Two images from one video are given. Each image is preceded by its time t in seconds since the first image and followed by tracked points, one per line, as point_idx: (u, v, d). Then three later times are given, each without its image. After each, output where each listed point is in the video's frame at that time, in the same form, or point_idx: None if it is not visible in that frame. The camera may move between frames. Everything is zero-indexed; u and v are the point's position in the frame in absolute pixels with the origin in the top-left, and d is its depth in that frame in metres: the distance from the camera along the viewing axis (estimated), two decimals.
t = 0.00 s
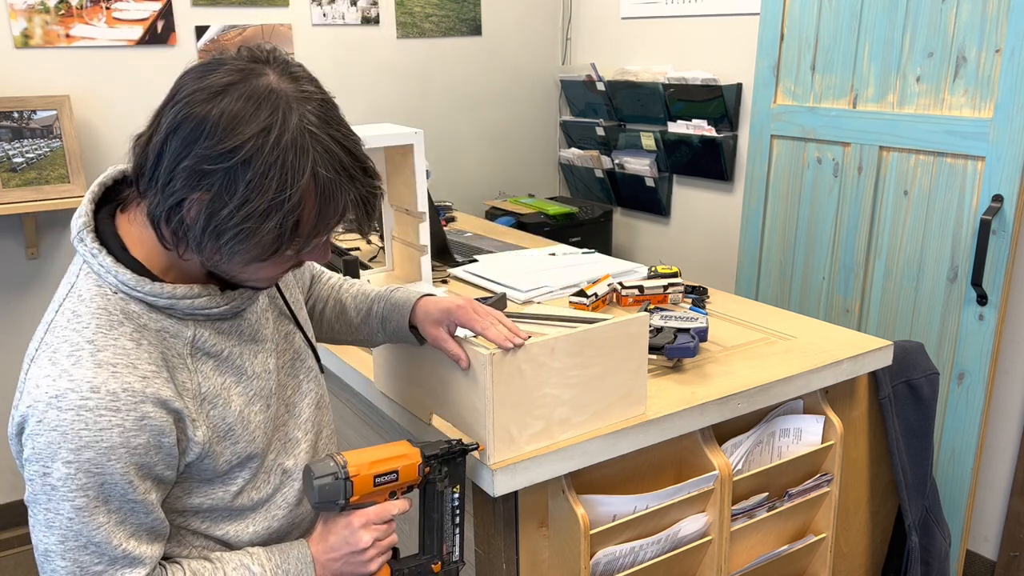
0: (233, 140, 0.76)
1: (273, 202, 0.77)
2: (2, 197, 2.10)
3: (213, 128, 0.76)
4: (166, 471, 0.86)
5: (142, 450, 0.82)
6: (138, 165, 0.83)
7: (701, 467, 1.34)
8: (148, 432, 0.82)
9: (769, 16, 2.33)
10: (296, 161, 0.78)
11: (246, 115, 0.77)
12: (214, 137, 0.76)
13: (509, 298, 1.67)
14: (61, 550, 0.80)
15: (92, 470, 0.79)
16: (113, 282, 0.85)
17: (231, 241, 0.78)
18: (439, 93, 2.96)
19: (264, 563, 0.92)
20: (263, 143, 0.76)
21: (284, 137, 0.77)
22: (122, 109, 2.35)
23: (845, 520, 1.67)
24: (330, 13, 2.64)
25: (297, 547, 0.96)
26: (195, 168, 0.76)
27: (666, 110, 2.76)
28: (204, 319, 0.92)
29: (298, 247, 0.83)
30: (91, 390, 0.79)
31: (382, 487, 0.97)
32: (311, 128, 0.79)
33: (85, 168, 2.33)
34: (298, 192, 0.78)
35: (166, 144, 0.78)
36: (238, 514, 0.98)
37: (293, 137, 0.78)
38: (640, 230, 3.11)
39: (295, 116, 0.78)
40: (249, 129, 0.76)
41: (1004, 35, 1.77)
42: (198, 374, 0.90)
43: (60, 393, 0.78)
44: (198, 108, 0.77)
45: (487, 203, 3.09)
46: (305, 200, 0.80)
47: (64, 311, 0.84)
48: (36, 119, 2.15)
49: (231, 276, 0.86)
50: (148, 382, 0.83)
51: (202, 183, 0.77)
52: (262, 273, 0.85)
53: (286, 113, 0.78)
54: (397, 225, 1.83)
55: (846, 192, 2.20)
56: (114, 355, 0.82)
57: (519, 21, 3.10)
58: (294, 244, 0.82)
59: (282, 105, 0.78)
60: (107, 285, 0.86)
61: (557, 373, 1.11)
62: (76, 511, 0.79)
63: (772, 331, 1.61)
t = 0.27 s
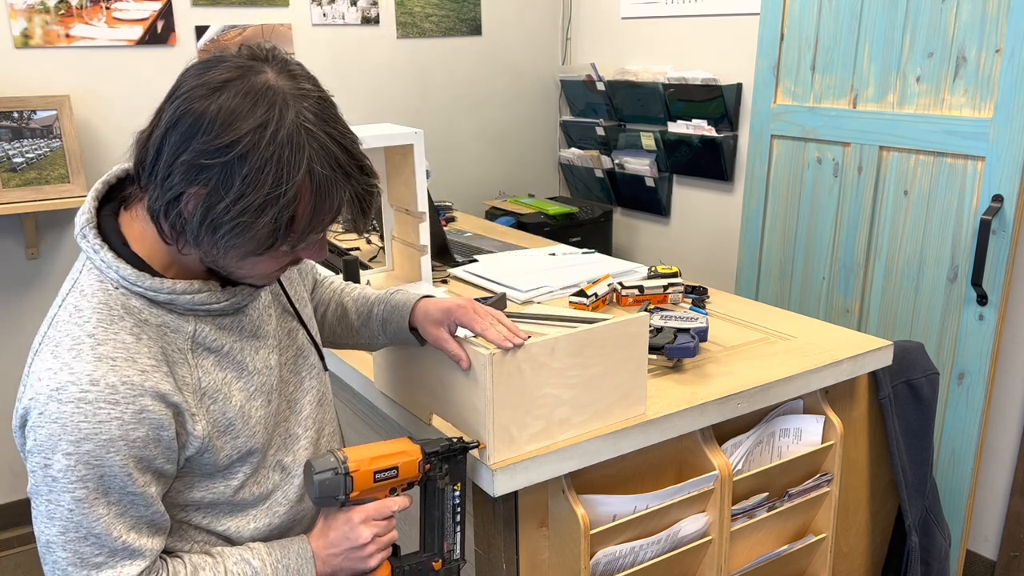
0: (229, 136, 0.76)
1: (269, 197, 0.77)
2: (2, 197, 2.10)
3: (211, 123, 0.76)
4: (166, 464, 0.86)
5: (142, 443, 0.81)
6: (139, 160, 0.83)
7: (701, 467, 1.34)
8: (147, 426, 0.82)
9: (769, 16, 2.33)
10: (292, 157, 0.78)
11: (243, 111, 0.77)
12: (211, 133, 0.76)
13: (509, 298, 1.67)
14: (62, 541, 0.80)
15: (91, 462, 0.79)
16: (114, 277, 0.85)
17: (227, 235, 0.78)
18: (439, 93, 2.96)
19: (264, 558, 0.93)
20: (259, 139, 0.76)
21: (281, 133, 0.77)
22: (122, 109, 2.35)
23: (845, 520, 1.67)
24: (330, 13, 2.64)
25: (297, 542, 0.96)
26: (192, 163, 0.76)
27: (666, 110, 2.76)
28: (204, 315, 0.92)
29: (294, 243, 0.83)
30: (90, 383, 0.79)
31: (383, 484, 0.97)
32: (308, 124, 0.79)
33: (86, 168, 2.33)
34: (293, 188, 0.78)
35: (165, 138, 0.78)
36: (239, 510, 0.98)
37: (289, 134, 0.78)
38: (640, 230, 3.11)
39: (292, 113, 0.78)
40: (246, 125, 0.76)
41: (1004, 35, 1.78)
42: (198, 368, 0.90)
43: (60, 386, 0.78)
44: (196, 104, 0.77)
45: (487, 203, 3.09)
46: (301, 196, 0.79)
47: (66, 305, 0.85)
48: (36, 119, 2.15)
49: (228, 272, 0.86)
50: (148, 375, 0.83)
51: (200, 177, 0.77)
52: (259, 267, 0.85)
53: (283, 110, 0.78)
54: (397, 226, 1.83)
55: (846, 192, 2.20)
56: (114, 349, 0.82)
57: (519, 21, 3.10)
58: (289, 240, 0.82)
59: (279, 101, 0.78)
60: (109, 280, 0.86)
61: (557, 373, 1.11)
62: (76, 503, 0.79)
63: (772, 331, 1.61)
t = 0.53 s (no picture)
0: (236, 142, 0.76)
1: (274, 205, 0.77)
2: (2, 197, 2.10)
3: (219, 129, 0.76)
4: (166, 464, 0.86)
5: (142, 443, 0.81)
6: (146, 163, 0.83)
7: (701, 467, 1.34)
8: (148, 425, 0.82)
9: (769, 16, 2.33)
10: (299, 165, 0.77)
11: (252, 119, 0.77)
12: (218, 139, 0.76)
13: (509, 298, 1.67)
14: (61, 538, 0.81)
15: (92, 461, 0.79)
16: (119, 276, 0.85)
17: (231, 241, 0.78)
18: (438, 93, 2.96)
19: (263, 557, 0.93)
20: (266, 146, 0.76)
21: (288, 140, 0.77)
22: (122, 108, 2.35)
23: (845, 520, 1.67)
24: (330, 13, 2.64)
25: (296, 541, 0.96)
26: (199, 168, 0.76)
27: (666, 110, 2.76)
28: (209, 315, 0.91)
29: (298, 251, 0.82)
30: (92, 382, 0.79)
31: (383, 484, 0.97)
32: (315, 133, 0.79)
33: (86, 168, 2.33)
34: (299, 196, 0.78)
35: (172, 142, 0.78)
36: (240, 509, 0.98)
37: (296, 142, 0.78)
38: (640, 230, 3.11)
39: (300, 122, 0.78)
40: (254, 132, 0.76)
41: (1004, 35, 1.77)
42: (201, 369, 0.90)
43: (62, 384, 0.79)
44: (205, 109, 0.77)
45: (487, 203, 3.09)
46: (306, 205, 0.79)
47: (71, 304, 0.85)
48: (36, 119, 2.15)
49: (233, 276, 0.86)
50: (149, 375, 0.83)
51: (205, 183, 0.77)
52: (263, 273, 0.85)
53: (291, 118, 0.78)
54: (397, 226, 1.83)
55: (846, 192, 2.20)
56: (117, 348, 0.82)
57: (519, 21, 3.10)
58: (293, 248, 0.81)
59: (288, 109, 0.78)
60: (114, 279, 0.86)
61: (557, 373, 1.11)
62: (76, 501, 0.79)
63: (772, 331, 1.61)
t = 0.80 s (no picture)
0: (236, 156, 0.76)
1: (272, 219, 0.77)
2: (2, 197, 2.10)
3: (219, 143, 0.76)
4: (170, 467, 0.86)
5: (146, 446, 0.81)
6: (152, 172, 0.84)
7: (701, 467, 1.34)
8: (153, 429, 0.82)
9: (769, 16, 2.33)
10: (297, 180, 0.77)
11: (251, 132, 0.77)
12: (218, 152, 0.76)
13: (509, 298, 1.67)
14: (65, 540, 0.81)
15: (96, 464, 0.79)
16: (126, 279, 0.85)
17: (230, 254, 0.78)
18: (438, 93, 2.96)
19: (266, 560, 0.92)
20: (265, 161, 0.76)
21: (287, 155, 0.77)
22: (122, 108, 2.35)
23: (845, 520, 1.67)
24: (330, 13, 2.64)
25: (299, 544, 0.96)
26: (198, 181, 0.77)
27: (666, 110, 2.76)
28: (215, 319, 0.91)
29: (299, 265, 0.82)
30: (97, 385, 0.79)
31: (385, 486, 0.97)
32: (315, 148, 0.78)
33: (86, 168, 2.33)
34: (297, 212, 0.77)
35: (175, 154, 0.79)
36: (242, 511, 0.98)
37: (295, 158, 0.77)
38: (640, 230, 3.11)
39: (299, 136, 0.78)
40: (253, 146, 0.76)
41: (1004, 34, 1.77)
42: (206, 372, 0.90)
43: (68, 387, 0.79)
44: (206, 122, 0.77)
45: (487, 203, 3.09)
46: (306, 220, 0.79)
47: (77, 306, 0.85)
48: (36, 119, 2.15)
49: (235, 285, 0.86)
50: (155, 380, 0.83)
51: (206, 196, 0.77)
52: (265, 284, 0.85)
53: (291, 132, 0.78)
54: (397, 226, 1.83)
55: (846, 192, 2.20)
56: (123, 352, 0.82)
57: (519, 20, 3.10)
58: (294, 261, 0.81)
59: (288, 123, 0.78)
60: (121, 282, 0.86)
61: (557, 373, 1.11)
62: (80, 503, 0.79)
63: (772, 331, 1.61)
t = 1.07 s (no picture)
0: (247, 200, 0.76)
1: (281, 265, 0.77)
2: (1, 197, 2.10)
3: (230, 185, 0.76)
4: (177, 481, 0.86)
5: (156, 461, 0.82)
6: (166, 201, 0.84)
7: (701, 467, 1.34)
8: (163, 444, 0.82)
9: (769, 16, 2.33)
10: (308, 227, 0.77)
11: (264, 176, 0.76)
12: (229, 195, 0.76)
13: (509, 298, 1.67)
14: (73, 553, 0.81)
15: (106, 479, 0.79)
16: (139, 294, 0.85)
17: (238, 294, 0.79)
18: (439, 94, 2.96)
19: (272, 566, 0.93)
20: (275, 207, 0.76)
21: (298, 202, 0.76)
22: (122, 108, 2.35)
23: (845, 520, 1.67)
24: (330, 13, 2.64)
25: (305, 549, 0.96)
26: (209, 222, 0.77)
27: (666, 110, 2.76)
28: (225, 334, 0.91)
29: (307, 304, 0.82)
30: (108, 402, 0.79)
31: (388, 488, 0.97)
32: (328, 194, 0.78)
33: (86, 168, 2.33)
34: (306, 258, 0.77)
35: (187, 189, 0.79)
36: (242, 516, 0.98)
37: (306, 205, 0.76)
38: (640, 230, 3.11)
39: (311, 182, 0.77)
40: (264, 192, 0.76)
41: (1004, 34, 1.77)
42: (216, 387, 0.90)
43: (78, 402, 0.78)
44: (219, 162, 0.77)
45: (487, 203, 3.09)
46: (315, 265, 0.79)
47: (89, 318, 0.85)
48: (36, 119, 2.15)
49: (244, 317, 0.86)
50: (166, 396, 0.83)
51: (216, 235, 0.77)
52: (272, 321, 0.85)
53: (303, 178, 0.77)
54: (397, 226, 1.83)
55: (846, 192, 2.20)
56: (134, 368, 0.82)
57: (519, 20, 3.10)
58: (302, 302, 0.81)
59: (301, 168, 0.77)
60: (134, 296, 0.86)
61: (557, 373, 1.11)
62: (88, 517, 0.79)
63: (772, 331, 1.61)
